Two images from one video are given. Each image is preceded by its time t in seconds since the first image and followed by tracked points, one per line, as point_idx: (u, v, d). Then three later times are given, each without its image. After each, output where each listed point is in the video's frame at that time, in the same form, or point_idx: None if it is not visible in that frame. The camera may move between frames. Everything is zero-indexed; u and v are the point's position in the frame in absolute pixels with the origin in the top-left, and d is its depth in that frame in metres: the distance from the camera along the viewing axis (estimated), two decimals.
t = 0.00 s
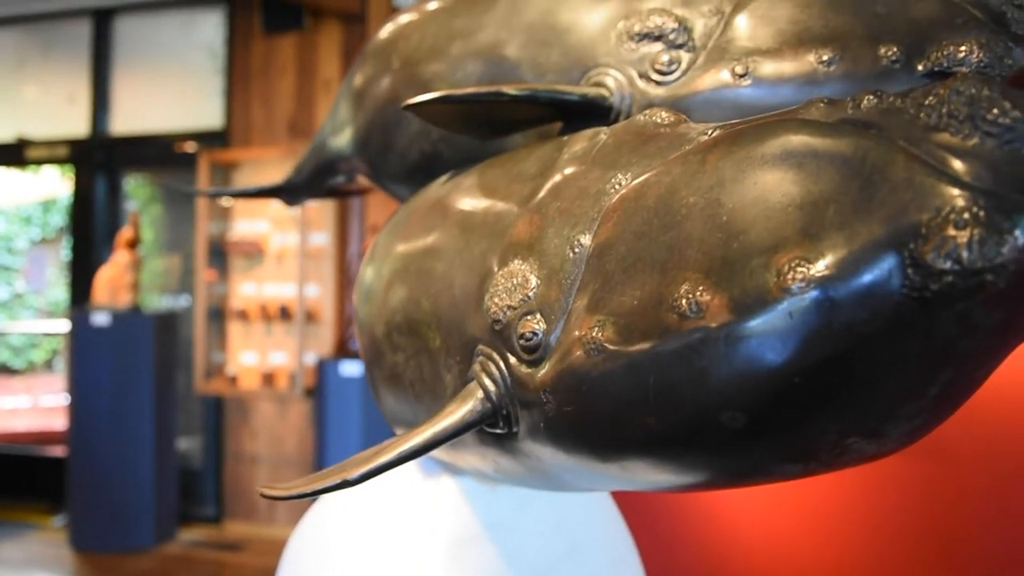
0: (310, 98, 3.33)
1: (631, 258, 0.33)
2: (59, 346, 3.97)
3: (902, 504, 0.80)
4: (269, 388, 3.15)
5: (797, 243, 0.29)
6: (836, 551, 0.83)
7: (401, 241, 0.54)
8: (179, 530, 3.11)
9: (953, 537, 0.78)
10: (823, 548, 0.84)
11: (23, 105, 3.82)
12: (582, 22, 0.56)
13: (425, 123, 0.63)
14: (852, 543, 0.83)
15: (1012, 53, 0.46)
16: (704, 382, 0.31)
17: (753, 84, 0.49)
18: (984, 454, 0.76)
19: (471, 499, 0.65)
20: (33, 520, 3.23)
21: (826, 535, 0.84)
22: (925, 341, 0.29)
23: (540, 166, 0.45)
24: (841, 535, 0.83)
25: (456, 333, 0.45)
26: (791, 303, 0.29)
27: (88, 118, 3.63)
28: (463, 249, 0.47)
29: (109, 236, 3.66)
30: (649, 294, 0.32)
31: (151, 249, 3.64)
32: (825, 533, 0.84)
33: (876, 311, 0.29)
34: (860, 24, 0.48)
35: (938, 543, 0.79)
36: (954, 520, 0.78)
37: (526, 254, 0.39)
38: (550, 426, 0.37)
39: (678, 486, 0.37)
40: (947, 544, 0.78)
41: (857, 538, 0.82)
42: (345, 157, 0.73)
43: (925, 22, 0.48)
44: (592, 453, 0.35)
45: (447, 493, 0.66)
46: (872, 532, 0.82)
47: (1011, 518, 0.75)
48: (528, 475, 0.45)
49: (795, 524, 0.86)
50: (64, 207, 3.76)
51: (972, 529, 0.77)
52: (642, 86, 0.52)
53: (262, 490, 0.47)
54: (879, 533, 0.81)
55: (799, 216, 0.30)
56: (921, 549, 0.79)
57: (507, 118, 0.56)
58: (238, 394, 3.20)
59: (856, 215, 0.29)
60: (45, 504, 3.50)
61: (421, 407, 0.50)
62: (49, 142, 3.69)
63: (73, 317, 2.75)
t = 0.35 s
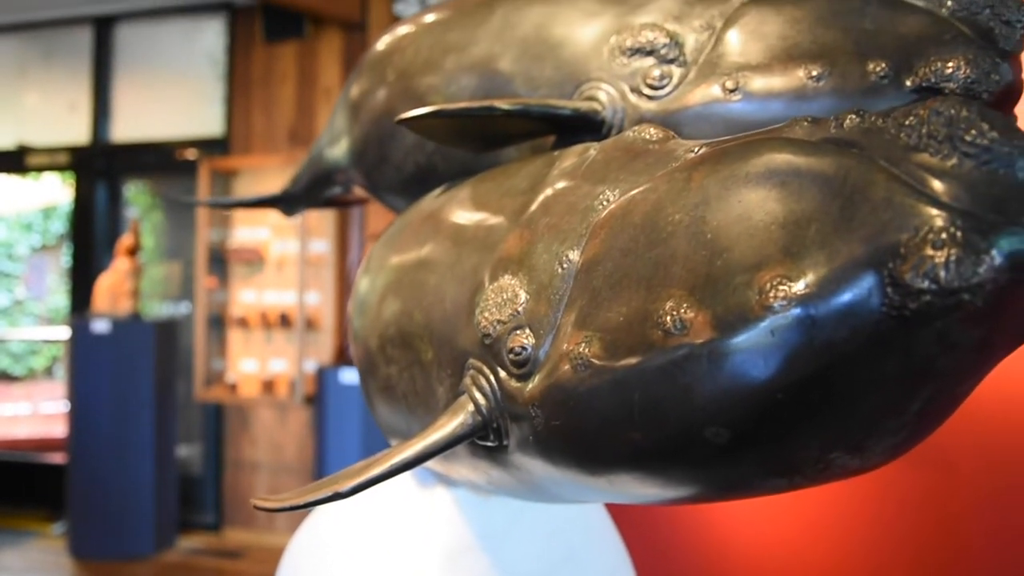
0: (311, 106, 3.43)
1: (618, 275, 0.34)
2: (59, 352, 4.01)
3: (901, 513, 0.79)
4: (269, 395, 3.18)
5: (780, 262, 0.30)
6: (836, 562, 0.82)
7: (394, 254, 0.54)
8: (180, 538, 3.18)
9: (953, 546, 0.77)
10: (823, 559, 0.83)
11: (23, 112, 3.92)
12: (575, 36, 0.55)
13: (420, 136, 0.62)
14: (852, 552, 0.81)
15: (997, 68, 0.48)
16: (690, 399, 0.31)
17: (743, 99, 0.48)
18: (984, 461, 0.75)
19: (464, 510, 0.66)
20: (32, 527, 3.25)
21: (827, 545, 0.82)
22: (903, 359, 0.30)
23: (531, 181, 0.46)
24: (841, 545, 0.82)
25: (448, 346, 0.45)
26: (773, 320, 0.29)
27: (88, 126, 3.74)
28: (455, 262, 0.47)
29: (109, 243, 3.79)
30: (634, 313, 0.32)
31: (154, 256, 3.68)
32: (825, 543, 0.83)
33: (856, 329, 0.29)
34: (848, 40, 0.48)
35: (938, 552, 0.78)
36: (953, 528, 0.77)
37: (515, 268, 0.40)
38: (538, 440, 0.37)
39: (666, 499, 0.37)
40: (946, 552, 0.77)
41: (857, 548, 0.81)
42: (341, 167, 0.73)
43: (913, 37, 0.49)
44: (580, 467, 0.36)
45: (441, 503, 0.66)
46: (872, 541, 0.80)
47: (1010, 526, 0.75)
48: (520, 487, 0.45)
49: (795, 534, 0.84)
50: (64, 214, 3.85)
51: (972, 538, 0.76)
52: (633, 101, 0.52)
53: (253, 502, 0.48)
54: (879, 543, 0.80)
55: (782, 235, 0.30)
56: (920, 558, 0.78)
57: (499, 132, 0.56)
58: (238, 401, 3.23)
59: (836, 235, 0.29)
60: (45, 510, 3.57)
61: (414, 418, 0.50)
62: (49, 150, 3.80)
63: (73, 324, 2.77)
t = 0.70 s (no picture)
0: (311, 117, 3.45)
1: (608, 296, 0.34)
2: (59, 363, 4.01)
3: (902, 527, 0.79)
4: (269, 405, 3.19)
5: (766, 284, 0.30)
6: None
7: (390, 272, 0.54)
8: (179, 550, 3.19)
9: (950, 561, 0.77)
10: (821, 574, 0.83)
11: (23, 123, 3.93)
12: (569, 54, 0.55)
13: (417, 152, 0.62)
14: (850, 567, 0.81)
15: (987, 86, 0.49)
16: (677, 421, 0.32)
17: (735, 117, 0.49)
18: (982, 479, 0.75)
19: (460, 525, 0.66)
20: (31, 539, 3.25)
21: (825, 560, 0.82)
22: (890, 380, 0.30)
23: (524, 200, 0.46)
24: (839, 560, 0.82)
25: (443, 364, 0.46)
26: (759, 342, 0.30)
27: (89, 137, 3.76)
28: (449, 281, 0.47)
29: (110, 253, 3.81)
30: (624, 335, 0.33)
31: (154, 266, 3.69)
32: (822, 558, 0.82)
33: (841, 352, 0.30)
34: (840, 58, 0.49)
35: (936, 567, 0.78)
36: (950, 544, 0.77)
37: (508, 288, 0.40)
38: (531, 458, 0.38)
39: (657, 517, 0.38)
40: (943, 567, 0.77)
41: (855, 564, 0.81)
42: (338, 182, 0.73)
43: (903, 56, 0.49)
44: (572, 485, 0.36)
45: (438, 519, 0.66)
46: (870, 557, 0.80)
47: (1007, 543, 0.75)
48: (515, 504, 0.46)
49: (793, 549, 0.84)
50: (65, 225, 3.87)
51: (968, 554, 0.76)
52: (627, 118, 0.52)
53: (250, 518, 0.48)
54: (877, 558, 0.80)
55: (768, 258, 0.30)
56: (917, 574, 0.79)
57: (494, 149, 0.56)
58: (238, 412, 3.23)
59: (822, 258, 0.30)
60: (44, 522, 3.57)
61: (410, 435, 0.51)
62: (49, 160, 3.81)
63: (73, 335, 2.77)
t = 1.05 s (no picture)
0: (310, 127, 3.47)
1: (603, 317, 0.34)
2: (58, 374, 4.04)
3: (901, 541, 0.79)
4: (268, 416, 3.20)
5: (758, 307, 0.30)
6: None
7: (387, 288, 0.54)
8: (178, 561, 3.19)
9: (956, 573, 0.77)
10: None
11: (23, 133, 3.94)
12: (564, 71, 0.56)
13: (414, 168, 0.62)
14: None
15: (979, 104, 0.50)
16: (670, 443, 0.32)
17: (730, 135, 0.49)
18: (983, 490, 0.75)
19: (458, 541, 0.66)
20: (29, 550, 3.25)
21: None
22: (881, 402, 0.30)
23: (520, 219, 0.46)
24: None
25: (440, 381, 0.46)
26: (751, 364, 0.30)
27: (88, 148, 3.77)
28: (446, 299, 0.48)
29: (109, 263, 3.82)
30: (618, 356, 0.33)
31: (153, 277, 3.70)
32: None
33: (832, 375, 0.30)
34: (834, 77, 0.49)
35: None
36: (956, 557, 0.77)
37: (504, 308, 0.40)
38: (526, 476, 0.38)
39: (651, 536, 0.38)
40: None
41: None
42: (335, 197, 0.73)
43: (897, 74, 0.49)
44: (568, 506, 0.36)
45: (436, 535, 0.66)
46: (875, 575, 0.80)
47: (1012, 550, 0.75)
48: (510, 521, 0.46)
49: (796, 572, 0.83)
50: (65, 235, 3.88)
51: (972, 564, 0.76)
52: (623, 136, 0.53)
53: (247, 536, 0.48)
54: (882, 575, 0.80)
55: (760, 281, 0.31)
56: None
57: (490, 168, 0.57)
58: (237, 422, 3.25)
59: (813, 281, 0.30)
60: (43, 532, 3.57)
61: (407, 452, 0.51)
62: (49, 171, 3.82)
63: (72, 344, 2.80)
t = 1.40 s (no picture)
0: (310, 140, 3.49)
1: (596, 344, 0.34)
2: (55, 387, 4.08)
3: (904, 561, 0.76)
4: (268, 429, 3.20)
5: (750, 335, 0.31)
6: None
7: (384, 309, 0.55)
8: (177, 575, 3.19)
9: None
10: None
11: (23, 146, 3.95)
12: (561, 93, 0.56)
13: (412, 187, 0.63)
14: None
15: (972, 127, 0.50)
16: (662, 470, 0.32)
17: (725, 157, 0.49)
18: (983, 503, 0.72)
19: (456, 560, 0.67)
20: (27, 563, 3.24)
21: None
22: (872, 431, 0.31)
23: (516, 242, 0.47)
24: None
25: (436, 404, 0.46)
26: (742, 393, 0.30)
27: (88, 160, 3.78)
28: (441, 322, 0.48)
29: (109, 275, 3.82)
30: (612, 382, 0.33)
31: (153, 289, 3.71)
32: None
33: (823, 404, 0.30)
34: (827, 99, 0.49)
35: None
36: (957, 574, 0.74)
37: (500, 331, 0.41)
38: (522, 500, 0.38)
39: (645, 560, 0.38)
40: None
41: None
42: (332, 215, 0.73)
43: (890, 97, 0.50)
44: (563, 529, 0.37)
45: (433, 555, 0.67)
46: None
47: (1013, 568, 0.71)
48: (506, 542, 0.46)
49: None
50: (64, 247, 3.89)
51: None
52: (619, 157, 0.53)
53: (243, 557, 0.48)
54: None
55: (752, 309, 0.31)
56: None
57: (487, 190, 0.57)
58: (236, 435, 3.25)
59: (803, 310, 0.30)
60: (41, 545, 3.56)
61: (404, 473, 0.51)
62: (49, 184, 3.83)
63: (72, 357, 2.82)
